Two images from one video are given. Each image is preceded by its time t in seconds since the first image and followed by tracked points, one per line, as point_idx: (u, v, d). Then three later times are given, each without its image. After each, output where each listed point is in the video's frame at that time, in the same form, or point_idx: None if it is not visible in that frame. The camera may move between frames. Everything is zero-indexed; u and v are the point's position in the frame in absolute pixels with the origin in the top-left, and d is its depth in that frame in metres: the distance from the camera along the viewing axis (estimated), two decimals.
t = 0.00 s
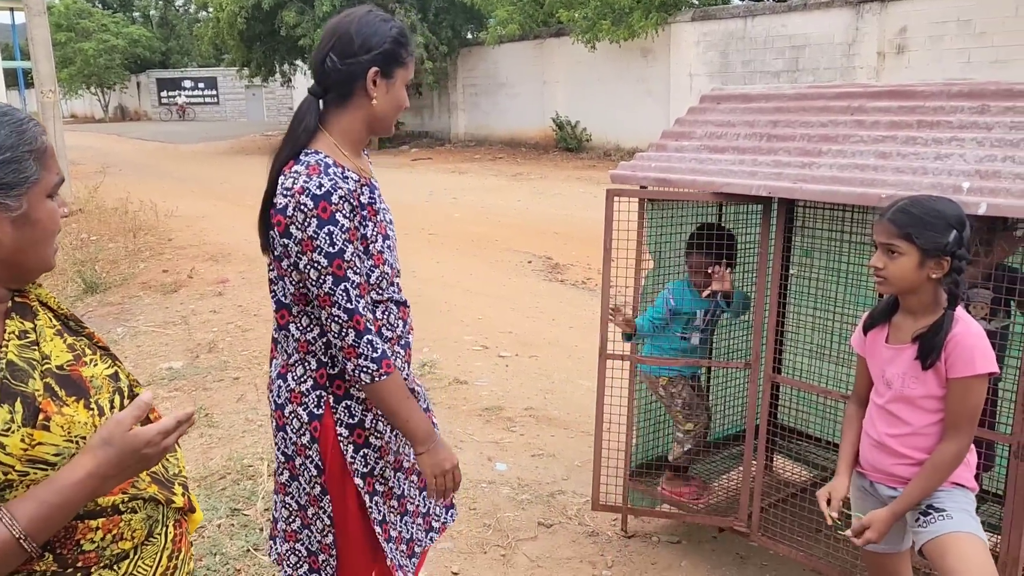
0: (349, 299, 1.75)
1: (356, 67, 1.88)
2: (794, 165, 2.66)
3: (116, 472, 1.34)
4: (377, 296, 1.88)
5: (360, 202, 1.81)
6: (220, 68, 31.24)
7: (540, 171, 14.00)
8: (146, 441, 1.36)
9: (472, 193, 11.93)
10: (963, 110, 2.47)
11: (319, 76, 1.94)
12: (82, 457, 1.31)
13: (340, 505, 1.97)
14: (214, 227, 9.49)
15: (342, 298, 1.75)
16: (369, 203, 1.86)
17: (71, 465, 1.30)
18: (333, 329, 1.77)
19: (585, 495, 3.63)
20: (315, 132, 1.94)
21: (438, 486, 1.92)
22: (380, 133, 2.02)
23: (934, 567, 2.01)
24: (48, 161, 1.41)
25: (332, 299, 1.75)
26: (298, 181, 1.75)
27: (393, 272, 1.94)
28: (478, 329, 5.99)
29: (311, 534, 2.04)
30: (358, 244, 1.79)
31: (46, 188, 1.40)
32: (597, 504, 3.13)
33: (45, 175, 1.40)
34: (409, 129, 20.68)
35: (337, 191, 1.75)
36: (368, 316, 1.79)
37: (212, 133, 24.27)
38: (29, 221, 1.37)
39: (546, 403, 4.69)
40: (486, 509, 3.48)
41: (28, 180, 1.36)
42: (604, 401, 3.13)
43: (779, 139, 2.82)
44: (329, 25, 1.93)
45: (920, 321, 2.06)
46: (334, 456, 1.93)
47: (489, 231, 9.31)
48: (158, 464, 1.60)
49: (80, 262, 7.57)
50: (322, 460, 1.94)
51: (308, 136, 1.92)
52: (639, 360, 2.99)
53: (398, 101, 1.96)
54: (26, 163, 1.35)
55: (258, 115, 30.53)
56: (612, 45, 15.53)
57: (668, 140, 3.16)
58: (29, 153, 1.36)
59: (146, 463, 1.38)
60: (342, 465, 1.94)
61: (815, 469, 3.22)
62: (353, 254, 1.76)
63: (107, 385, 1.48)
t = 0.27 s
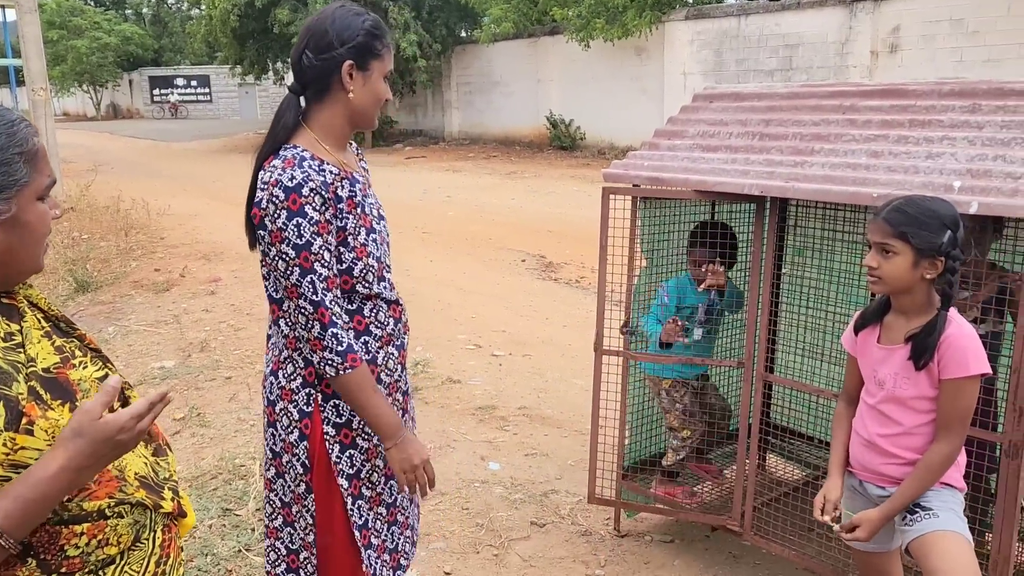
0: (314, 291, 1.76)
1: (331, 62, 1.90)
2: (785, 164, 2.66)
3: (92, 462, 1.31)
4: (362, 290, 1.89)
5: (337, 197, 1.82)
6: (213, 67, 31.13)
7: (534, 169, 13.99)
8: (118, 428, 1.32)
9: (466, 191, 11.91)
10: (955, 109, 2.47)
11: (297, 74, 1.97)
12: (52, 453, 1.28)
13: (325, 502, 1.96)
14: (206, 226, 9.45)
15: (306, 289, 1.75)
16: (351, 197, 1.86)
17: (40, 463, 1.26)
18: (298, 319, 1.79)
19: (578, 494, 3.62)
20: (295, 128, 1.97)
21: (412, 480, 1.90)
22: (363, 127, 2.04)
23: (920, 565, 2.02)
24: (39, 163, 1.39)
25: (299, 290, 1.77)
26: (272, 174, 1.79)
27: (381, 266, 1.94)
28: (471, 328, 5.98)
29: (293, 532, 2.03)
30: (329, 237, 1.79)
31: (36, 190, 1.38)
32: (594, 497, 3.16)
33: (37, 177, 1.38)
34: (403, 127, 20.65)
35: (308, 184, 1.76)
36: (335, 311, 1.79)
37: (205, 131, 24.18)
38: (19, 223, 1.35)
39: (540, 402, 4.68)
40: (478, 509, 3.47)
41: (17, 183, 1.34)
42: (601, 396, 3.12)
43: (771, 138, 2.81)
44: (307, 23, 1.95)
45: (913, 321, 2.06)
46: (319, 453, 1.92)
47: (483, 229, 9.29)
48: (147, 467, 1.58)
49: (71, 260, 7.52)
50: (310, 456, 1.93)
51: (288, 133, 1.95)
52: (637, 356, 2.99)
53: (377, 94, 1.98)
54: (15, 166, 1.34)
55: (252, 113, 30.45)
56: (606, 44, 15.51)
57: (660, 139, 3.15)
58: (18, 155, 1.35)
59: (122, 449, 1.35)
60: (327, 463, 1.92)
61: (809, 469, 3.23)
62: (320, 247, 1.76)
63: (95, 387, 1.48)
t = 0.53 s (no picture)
0: (287, 277, 1.78)
1: (328, 54, 1.95)
2: (784, 162, 2.66)
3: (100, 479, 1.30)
4: (362, 278, 1.91)
5: (335, 185, 1.83)
6: (209, 64, 31.06)
7: (531, 168, 13.98)
8: (122, 444, 1.31)
9: (463, 189, 11.90)
10: (953, 107, 2.47)
11: (297, 69, 2.02)
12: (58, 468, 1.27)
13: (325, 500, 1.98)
14: (203, 224, 9.43)
15: (282, 275, 1.78)
16: (349, 185, 1.88)
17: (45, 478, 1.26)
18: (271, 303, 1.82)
19: (576, 492, 3.62)
20: (296, 121, 2.02)
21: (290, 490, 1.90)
22: (361, 118, 2.09)
23: (917, 563, 2.03)
24: (28, 159, 1.39)
25: (276, 272, 1.80)
26: (273, 161, 1.83)
27: (381, 255, 1.95)
28: (469, 326, 5.97)
29: (289, 523, 2.03)
30: (320, 226, 1.81)
31: (25, 186, 1.38)
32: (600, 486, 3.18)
33: (26, 172, 1.38)
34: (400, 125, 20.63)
35: (304, 172, 1.79)
36: (302, 299, 1.80)
37: (202, 129, 24.13)
38: (9, 219, 1.35)
39: (537, 400, 4.68)
40: (476, 507, 3.47)
41: (4, 177, 1.34)
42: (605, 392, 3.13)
43: (768, 136, 2.81)
44: (303, 19, 2.01)
45: (909, 319, 2.06)
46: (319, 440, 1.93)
47: (480, 228, 9.29)
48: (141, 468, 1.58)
49: (67, 258, 7.50)
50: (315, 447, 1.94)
51: (289, 124, 2.01)
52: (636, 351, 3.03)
53: (375, 85, 2.03)
54: (3, 161, 1.33)
55: (248, 111, 30.39)
56: (603, 42, 15.51)
57: (658, 137, 3.15)
58: (6, 151, 1.34)
59: (128, 466, 1.34)
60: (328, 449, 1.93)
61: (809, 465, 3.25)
62: (303, 236, 1.79)
63: (92, 387, 1.48)
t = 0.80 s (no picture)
0: (284, 266, 1.85)
1: (325, 55, 1.99)
2: (786, 164, 2.66)
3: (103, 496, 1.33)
4: (358, 271, 1.94)
5: (330, 179, 1.88)
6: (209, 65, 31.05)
7: (530, 168, 13.98)
8: (130, 463, 1.36)
9: (463, 190, 11.90)
10: (955, 109, 2.47)
11: (297, 69, 2.06)
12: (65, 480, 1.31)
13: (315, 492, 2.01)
14: (203, 224, 9.43)
15: (280, 264, 1.85)
16: (345, 179, 1.92)
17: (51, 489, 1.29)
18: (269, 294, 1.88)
19: (576, 493, 3.62)
20: (296, 119, 2.05)
21: (310, 469, 1.96)
22: (361, 117, 2.12)
23: (917, 565, 2.02)
24: (16, 157, 1.40)
25: (273, 263, 1.86)
26: (270, 156, 1.88)
27: (378, 249, 1.99)
28: (469, 327, 5.97)
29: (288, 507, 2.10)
30: (315, 217, 1.86)
31: (13, 183, 1.38)
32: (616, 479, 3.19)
33: (13, 170, 1.38)
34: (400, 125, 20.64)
35: (298, 165, 1.85)
36: (301, 288, 1.86)
37: (202, 129, 24.12)
38: None
39: (537, 401, 4.67)
40: (476, 508, 3.47)
41: None
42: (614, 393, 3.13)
43: (770, 137, 2.81)
44: (304, 21, 2.07)
45: (910, 321, 2.06)
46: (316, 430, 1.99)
47: (480, 228, 9.28)
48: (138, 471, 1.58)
49: (68, 258, 7.50)
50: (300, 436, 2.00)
51: (290, 122, 2.04)
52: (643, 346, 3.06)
53: (375, 85, 2.07)
54: None
55: (248, 112, 30.41)
56: (603, 43, 15.51)
57: (659, 138, 3.15)
58: None
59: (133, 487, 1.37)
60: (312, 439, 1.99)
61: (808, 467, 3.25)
62: (299, 227, 1.84)
63: (89, 391, 1.47)
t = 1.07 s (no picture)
0: (287, 262, 1.97)
1: (326, 63, 2.06)
2: (789, 170, 2.66)
3: (135, 444, 1.36)
4: (350, 274, 2.04)
5: (328, 182, 1.99)
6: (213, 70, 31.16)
7: (533, 173, 13.99)
8: (155, 408, 1.37)
9: (466, 196, 11.91)
10: (958, 116, 2.47)
11: (302, 78, 2.14)
12: (96, 437, 1.32)
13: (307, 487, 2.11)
14: (206, 230, 9.44)
15: (281, 259, 1.97)
16: (343, 184, 2.03)
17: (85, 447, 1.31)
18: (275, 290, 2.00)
19: (580, 499, 3.62)
20: (300, 125, 2.12)
21: (359, 451, 2.09)
22: (364, 124, 2.18)
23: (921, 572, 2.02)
24: (16, 173, 1.39)
25: (276, 260, 1.98)
26: (273, 158, 2.01)
27: (372, 253, 2.09)
28: (472, 333, 5.97)
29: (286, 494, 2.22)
30: (314, 216, 1.98)
31: (12, 201, 1.38)
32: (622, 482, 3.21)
33: (13, 187, 1.38)
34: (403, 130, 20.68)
35: (298, 166, 1.97)
36: (304, 284, 1.98)
37: (205, 134, 24.17)
38: None
39: (541, 407, 4.67)
40: (479, 514, 3.47)
41: None
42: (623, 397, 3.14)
43: (774, 143, 2.81)
44: (310, 31, 2.15)
45: (913, 327, 2.06)
46: (305, 419, 2.09)
47: (483, 234, 9.29)
48: (136, 480, 1.57)
49: (72, 264, 7.52)
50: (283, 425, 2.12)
51: (293, 128, 2.11)
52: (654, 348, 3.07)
53: (376, 92, 2.12)
54: None
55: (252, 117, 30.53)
56: (606, 48, 15.53)
57: (663, 144, 3.16)
58: None
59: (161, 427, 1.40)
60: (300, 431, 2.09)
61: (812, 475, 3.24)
62: (299, 224, 1.96)
63: (87, 398, 1.49)
